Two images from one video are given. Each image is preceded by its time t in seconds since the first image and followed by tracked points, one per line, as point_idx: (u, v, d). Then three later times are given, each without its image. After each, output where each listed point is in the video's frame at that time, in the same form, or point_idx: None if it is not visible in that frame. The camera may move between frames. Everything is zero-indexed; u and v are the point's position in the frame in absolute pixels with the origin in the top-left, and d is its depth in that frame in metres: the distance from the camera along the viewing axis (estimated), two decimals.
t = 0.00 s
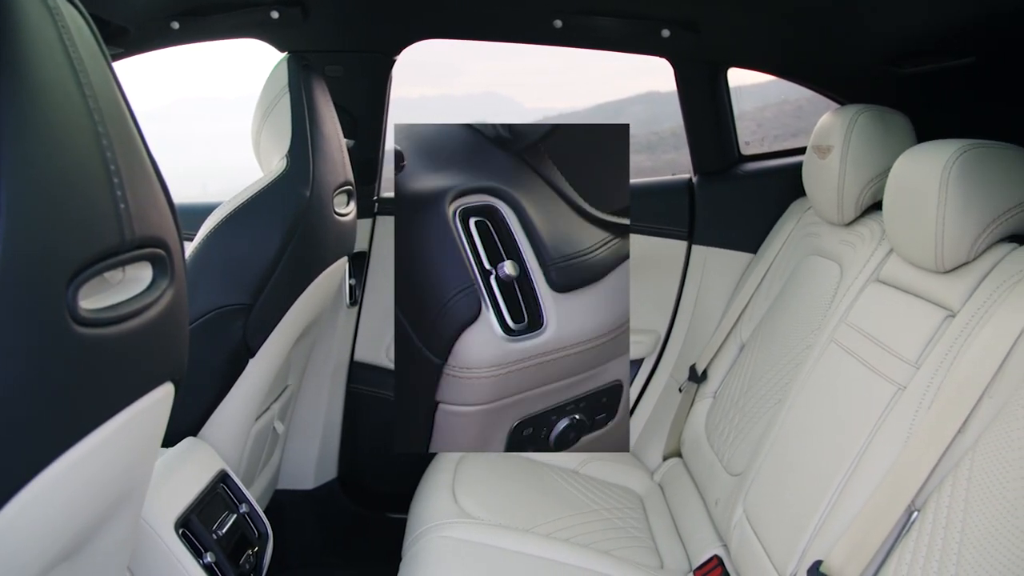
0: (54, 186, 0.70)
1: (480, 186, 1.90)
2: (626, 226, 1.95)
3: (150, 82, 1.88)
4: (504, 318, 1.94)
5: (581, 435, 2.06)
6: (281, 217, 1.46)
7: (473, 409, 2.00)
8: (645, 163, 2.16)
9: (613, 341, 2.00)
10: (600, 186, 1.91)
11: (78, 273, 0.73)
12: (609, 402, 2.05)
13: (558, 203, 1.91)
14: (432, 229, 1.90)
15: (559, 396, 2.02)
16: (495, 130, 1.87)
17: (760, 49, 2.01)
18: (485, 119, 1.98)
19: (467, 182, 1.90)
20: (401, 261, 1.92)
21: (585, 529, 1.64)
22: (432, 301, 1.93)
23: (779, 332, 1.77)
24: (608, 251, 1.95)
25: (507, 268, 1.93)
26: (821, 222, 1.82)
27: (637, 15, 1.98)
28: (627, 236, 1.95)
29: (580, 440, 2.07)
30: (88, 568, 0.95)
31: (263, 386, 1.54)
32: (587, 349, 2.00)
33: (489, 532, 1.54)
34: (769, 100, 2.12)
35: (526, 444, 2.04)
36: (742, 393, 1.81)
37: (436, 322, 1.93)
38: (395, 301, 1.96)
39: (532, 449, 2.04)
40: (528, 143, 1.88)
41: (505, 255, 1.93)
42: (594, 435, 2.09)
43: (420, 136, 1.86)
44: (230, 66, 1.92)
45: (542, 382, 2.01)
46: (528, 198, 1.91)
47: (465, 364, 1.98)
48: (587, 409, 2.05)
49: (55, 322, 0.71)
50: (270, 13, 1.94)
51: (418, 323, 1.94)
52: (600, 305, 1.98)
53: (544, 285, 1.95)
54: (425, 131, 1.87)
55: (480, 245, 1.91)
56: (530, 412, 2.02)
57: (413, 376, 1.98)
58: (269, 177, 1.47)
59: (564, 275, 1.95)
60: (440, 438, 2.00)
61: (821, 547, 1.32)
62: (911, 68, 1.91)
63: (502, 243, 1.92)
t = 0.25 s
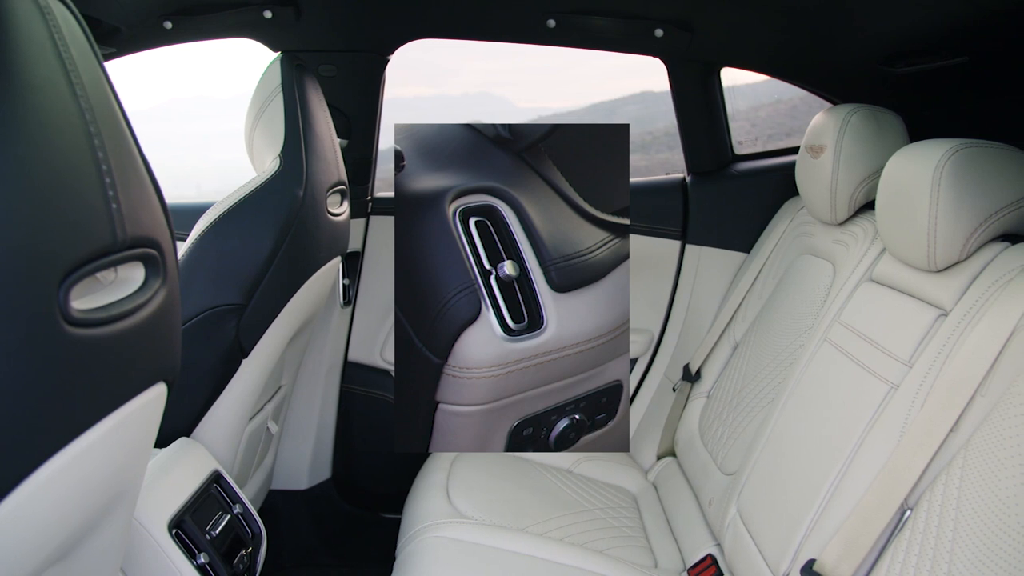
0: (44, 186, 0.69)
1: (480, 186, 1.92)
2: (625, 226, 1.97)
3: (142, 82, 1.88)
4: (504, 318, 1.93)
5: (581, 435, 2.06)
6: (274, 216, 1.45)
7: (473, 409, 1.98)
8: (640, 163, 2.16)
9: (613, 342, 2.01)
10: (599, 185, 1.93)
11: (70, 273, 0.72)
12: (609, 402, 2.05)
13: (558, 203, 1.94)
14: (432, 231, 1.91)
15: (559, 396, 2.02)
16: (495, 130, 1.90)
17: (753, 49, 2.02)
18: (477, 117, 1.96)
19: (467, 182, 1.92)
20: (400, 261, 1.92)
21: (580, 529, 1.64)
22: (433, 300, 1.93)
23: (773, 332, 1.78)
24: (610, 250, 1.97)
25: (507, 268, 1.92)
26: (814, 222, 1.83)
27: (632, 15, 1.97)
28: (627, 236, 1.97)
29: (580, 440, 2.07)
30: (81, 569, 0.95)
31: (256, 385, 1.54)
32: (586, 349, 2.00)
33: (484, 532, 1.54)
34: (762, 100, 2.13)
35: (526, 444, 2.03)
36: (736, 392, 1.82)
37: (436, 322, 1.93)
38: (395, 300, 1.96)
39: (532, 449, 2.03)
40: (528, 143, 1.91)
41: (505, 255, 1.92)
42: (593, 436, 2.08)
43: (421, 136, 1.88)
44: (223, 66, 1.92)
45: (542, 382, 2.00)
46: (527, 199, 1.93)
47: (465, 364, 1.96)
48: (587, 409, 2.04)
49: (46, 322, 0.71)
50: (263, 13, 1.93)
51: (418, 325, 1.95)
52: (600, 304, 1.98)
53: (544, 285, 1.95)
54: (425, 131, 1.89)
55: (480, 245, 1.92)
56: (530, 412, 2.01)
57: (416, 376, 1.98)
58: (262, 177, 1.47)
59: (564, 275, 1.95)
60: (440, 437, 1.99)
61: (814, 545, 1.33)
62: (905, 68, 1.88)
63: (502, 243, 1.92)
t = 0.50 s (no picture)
0: (34, 186, 0.69)
1: (480, 187, 1.92)
2: (626, 226, 1.97)
3: (135, 82, 1.88)
4: (503, 318, 1.93)
5: (581, 435, 2.06)
6: (264, 217, 1.45)
7: (473, 409, 1.98)
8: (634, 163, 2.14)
9: (613, 342, 2.00)
10: (600, 185, 1.92)
11: (60, 273, 0.72)
12: (609, 402, 2.05)
13: (558, 203, 1.94)
14: (433, 232, 1.90)
15: (559, 396, 2.02)
16: (495, 130, 1.89)
17: (745, 48, 2.02)
18: (470, 117, 1.99)
19: (468, 182, 1.91)
20: (401, 261, 1.91)
21: (573, 528, 1.65)
22: (432, 301, 1.93)
23: (764, 332, 1.78)
24: (610, 250, 1.97)
25: (507, 268, 1.92)
26: (806, 222, 1.83)
27: (625, 15, 1.97)
28: (627, 236, 1.97)
29: (580, 440, 2.07)
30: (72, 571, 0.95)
31: (249, 385, 1.54)
32: (586, 350, 2.00)
33: (477, 532, 1.53)
34: (754, 101, 2.13)
35: (526, 445, 2.03)
36: (729, 391, 1.82)
37: (436, 322, 1.93)
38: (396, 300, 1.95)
39: (532, 449, 2.03)
40: (528, 143, 1.90)
41: (505, 255, 1.92)
42: (593, 435, 2.08)
43: (421, 136, 1.87)
44: (214, 67, 1.91)
45: (542, 383, 2.00)
46: (528, 199, 1.94)
47: (465, 364, 1.96)
48: (587, 409, 2.04)
49: (36, 323, 0.71)
50: (255, 12, 1.92)
51: (419, 325, 1.94)
52: (600, 304, 1.98)
53: (544, 285, 1.95)
54: (425, 131, 1.88)
55: (480, 245, 1.92)
56: (530, 412, 2.01)
57: (416, 376, 1.98)
58: (254, 177, 1.47)
59: (564, 275, 1.95)
60: (440, 437, 1.98)
61: (806, 544, 1.33)
62: (893, 68, 1.90)
63: (502, 243, 1.92)
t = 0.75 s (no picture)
0: (26, 186, 0.69)
1: (480, 187, 1.92)
2: (626, 226, 1.96)
3: (127, 81, 1.88)
4: (503, 317, 1.93)
5: (582, 435, 2.05)
6: (258, 217, 1.45)
7: (473, 409, 1.98)
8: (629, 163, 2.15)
9: (612, 342, 1.99)
10: (599, 185, 1.92)
11: (52, 273, 0.72)
12: (609, 402, 2.05)
13: (558, 202, 1.94)
14: (432, 233, 1.90)
15: (559, 396, 2.01)
16: (495, 130, 1.90)
17: (737, 48, 2.02)
18: (466, 117, 1.99)
19: (468, 182, 1.91)
20: (400, 260, 1.91)
21: (567, 528, 1.65)
22: (432, 301, 1.93)
23: (758, 331, 1.78)
24: (610, 250, 1.96)
25: (507, 268, 1.93)
26: (800, 221, 1.84)
27: (618, 15, 1.98)
28: (627, 236, 1.96)
29: (580, 440, 2.06)
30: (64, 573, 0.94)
31: (242, 386, 1.53)
32: (586, 350, 2.00)
33: (472, 532, 1.53)
34: (748, 100, 2.14)
35: (526, 445, 2.03)
36: (723, 389, 1.82)
37: (437, 322, 1.93)
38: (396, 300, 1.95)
39: (532, 449, 2.03)
40: (528, 143, 1.90)
41: (505, 255, 1.93)
42: (593, 436, 2.07)
43: (421, 136, 1.87)
44: (205, 66, 1.91)
45: (542, 383, 2.00)
46: (528, 199, 1.94)
47: (465, 363, 1.96)
48: (587, 409, 2.03)
49: (28, 323, 0.71)
50: (248, 12, 1.92)
51: (420, 325, 1.94)
52: (599, 304, 1.97)
53: (544, 285, 1.95)
54: (425, 131, 1.88)
55: (480, 245, 1.93)
56: (530, 412, 2.01)
57: (416, 376, 1.98)
58: (247, 177, 1.47)
59: (564, 275, 1.95)
60: (440, 436, 1.98)
61: (800, 543, 1.33)
62: (887, 68, 1.90)
63: (501, 243, 1.93)
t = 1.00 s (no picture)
0: (17, 186, 0.69)
1: (480, 187, 1.92)
2: (626, 226, 1.96)
3: (118, 81, 1.87)
4: (503, 317, 1.93)
5: (582, 435, 2.05)
6: (252, 217, 1.45)
7: (473, 409, 1.98)
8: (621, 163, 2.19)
9: (612, 342, 2.00)
10: (600, 185, 1.91)
11: (44, 274, 0.72)
12: (609, 402, 2.05)
13: (558, 202, 1.94)
14: (432, 233, 1.91)
15: (559, 396, 2.01)
16: (495, 130, 1.89)
17: (730, 48, 2.03)
18: (462, 116, 2.01)
19: (467, 182, 1.91)
20: (400, 260, 1.91)
21: (562, 528, 1.65)
22: (432, 301, 1.93)
23: (751, 331, 1.79)
24: (610, 250, 1.95)
25: (506, 268, 1.92)
26: (792, 222, 1.84)
27: (610, 15, 1.97)
28: (627, 235, 1.96)
29: (580, 440, 2.06)
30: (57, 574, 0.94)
31: (236, 386, 1.53)
32: (585, 349, 2.00)
33: (467, 532, 1.54)
34: (742, 100, 2.15)
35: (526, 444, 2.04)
36: (717, 389, 1.82)
37: (437, 322, 1.93)
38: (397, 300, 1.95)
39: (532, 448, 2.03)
40: (528, 143, 1.90)
41: (504, 255, 1.93)
42: (593, 435, 2.07)
43: (421, 136, 1.87)
44: (197, 66, 1.91)
45: (542, 383, 2.00)
46: (528, 199, 1.94)
47: (465, 363, 1.96)
48: (587, 409, 2.03)
49: (20, 323, 0.71)
50: (241, 12, 1.91)
51: (421, 325, 1.94)
52: (598, 303, 1.97)
53: (544, 285, 1.94)
54: (424, 131, 1.88)
55: (480, 245, 1.92)
56: (530, 412, 2.01)
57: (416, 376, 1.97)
58: (240, 177, 1.47)
59: (564, 275, 1.94)
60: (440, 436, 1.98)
61: (793, 542, 1.34)
62: (879, 68, 1.90)
63: (501, 243, 1.92)
